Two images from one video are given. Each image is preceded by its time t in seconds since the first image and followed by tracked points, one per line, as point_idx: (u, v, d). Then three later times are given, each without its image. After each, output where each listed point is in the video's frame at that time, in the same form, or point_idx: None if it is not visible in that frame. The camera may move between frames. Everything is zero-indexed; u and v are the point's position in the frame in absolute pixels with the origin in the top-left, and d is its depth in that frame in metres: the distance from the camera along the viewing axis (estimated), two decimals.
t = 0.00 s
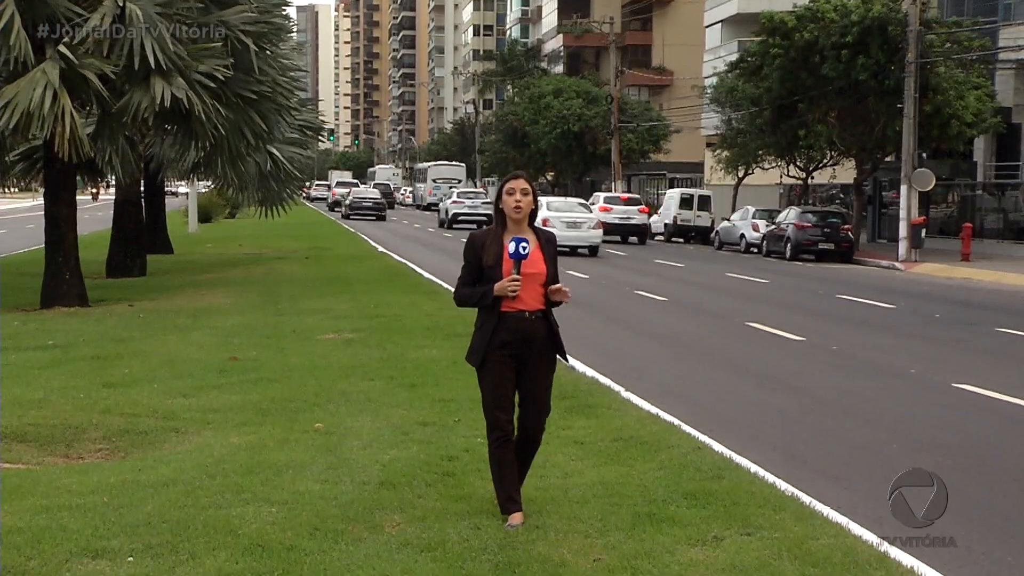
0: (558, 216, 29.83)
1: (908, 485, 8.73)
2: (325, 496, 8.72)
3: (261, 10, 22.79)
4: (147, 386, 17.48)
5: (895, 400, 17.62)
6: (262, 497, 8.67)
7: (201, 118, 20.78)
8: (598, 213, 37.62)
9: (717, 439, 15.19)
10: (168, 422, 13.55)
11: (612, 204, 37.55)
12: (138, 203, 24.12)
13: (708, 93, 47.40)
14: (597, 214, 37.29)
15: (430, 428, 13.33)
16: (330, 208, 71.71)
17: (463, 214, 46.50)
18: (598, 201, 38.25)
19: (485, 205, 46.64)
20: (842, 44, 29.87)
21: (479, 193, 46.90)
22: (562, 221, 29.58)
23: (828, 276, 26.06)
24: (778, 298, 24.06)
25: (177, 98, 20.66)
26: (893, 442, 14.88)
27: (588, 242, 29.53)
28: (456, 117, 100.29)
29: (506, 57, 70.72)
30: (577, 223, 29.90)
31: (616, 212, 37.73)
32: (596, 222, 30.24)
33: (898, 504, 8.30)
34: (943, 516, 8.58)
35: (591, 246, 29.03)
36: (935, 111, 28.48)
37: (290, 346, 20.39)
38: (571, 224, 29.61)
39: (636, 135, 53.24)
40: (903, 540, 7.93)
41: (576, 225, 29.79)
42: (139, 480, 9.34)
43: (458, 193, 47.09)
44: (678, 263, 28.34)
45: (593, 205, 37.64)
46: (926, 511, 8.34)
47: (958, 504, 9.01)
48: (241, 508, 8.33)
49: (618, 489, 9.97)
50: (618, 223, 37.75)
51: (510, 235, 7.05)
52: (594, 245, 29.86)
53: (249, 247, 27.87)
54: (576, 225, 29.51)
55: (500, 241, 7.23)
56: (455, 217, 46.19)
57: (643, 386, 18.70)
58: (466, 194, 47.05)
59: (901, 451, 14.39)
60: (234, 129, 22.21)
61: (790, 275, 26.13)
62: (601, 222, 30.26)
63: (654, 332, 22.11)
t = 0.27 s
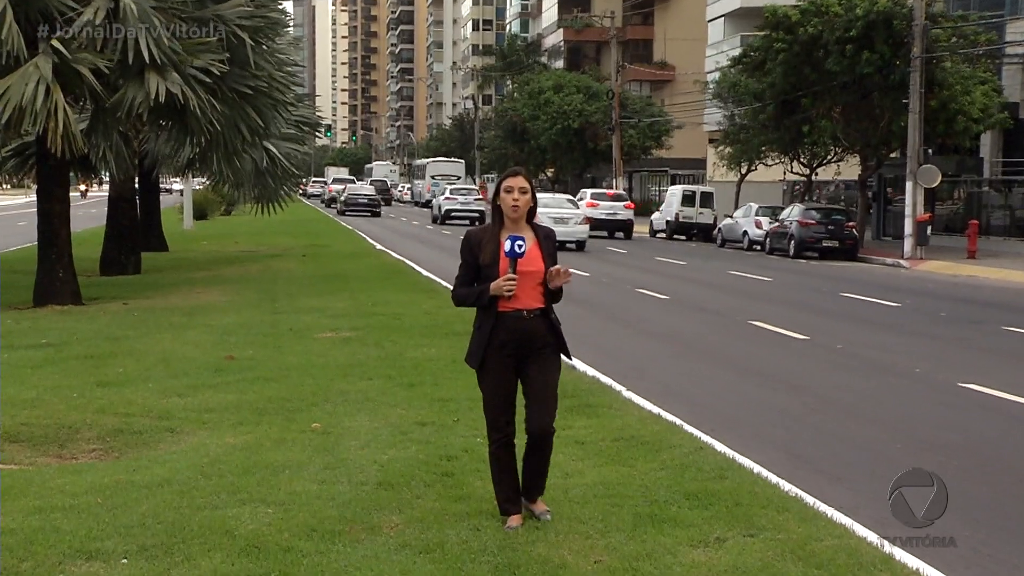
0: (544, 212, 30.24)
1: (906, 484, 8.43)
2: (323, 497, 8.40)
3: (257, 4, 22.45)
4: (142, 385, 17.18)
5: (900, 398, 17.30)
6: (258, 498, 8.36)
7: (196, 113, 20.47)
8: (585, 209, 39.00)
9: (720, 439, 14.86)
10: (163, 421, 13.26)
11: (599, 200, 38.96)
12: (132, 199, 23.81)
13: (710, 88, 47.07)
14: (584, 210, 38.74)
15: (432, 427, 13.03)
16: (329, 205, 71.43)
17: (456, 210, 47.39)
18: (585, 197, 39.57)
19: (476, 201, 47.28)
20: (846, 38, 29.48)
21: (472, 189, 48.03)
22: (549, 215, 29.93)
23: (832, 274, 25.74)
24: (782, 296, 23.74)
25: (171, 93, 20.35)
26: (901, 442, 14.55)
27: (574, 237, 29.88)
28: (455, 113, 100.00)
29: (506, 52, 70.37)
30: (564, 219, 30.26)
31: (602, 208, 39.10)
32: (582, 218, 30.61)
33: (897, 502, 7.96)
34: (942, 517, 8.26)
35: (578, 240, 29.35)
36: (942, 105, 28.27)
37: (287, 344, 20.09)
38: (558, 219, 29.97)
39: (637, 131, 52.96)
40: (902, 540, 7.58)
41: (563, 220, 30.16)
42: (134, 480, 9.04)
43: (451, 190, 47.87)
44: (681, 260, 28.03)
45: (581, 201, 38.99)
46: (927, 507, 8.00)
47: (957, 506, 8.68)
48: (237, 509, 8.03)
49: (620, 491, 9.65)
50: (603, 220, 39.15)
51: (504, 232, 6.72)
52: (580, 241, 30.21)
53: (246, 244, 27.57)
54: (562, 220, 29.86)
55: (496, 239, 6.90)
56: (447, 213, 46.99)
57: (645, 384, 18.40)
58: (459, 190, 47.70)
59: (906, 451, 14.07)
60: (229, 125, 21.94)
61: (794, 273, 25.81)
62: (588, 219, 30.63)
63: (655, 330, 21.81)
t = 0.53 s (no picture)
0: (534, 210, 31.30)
1: (905, 483, 8.05)
2: (317, 500, 7.91)
3: None
4: (132, 387, 16.65)
5: (905, 400, 16.84)
6: (253, 502, 7.86)
7: (187, 108, 20.05)
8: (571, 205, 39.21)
9: (722, 441, 14.37)
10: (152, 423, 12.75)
11: (586, 197, 39.18)
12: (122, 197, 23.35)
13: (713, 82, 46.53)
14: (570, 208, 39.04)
15: (430, 429, 12.54)
16: (326, 203, 70.84)
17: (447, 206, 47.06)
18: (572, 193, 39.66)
19: (467, 198, 47.00)
20: (854, 32, 28.94)
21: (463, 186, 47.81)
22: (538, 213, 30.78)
23: (838, 272, 25.26)
24: (787, 295, 23.25)
25: (162, 89, 19.93)
26: (912, 444, 14.09)
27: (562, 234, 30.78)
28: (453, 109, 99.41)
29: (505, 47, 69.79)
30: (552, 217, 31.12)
31: (590, 205, 39.26)
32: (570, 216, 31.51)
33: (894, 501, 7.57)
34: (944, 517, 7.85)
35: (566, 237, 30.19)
36: (950, 101, 28.17)
37: (280, 346, 19.57)
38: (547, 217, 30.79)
39: (638, 127, 52.46)
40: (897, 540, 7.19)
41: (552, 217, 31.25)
42: (124, 483, 8.54)
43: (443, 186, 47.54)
44: (683, 259, 27.52)
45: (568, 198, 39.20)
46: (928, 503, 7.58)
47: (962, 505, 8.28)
48: (229, 515, 7.53)
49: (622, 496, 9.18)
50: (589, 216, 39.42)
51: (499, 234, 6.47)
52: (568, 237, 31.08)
53: (238, 243, 27.04)
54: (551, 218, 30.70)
55: (494, 239, 6.65)
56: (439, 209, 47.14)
57: (646, 385, 17.92)
58: (450, 187, 47.44)
59: (916, 453, 13.62)
60: (222, 121, 21.50)
61: (798, 272, 25.32)
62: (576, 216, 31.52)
63: (657, 330, 21.31)
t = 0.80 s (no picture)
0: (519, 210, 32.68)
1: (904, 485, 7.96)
2: (304, 510, 7.28)
3: None
4: (115, 393, 16.01)
5: (909, 404, 16.32)
6: (237, 511, 7.26)
7: (172, 105, 19.43)
8: (555, 205, 38.64)
9: (721, 448, 13.74)
10: (136, 428, 12.14)
11: (570, 196, 38.61)
12: (104, 196, 22.70)
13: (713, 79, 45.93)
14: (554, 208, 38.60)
15: (425, 434, 11.91)
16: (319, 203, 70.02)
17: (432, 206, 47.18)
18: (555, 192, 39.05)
19: (453, 197, 46.96)
20: (859, 28, 28.33)
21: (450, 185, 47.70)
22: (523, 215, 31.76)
23: (841, 274, 24.70)
24: (788, 297, 22.66)
25: (147, 85, 19.33)
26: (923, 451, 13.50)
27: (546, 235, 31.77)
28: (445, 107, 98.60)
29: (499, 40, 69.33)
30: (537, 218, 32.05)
31: (574, 203, 38.70)
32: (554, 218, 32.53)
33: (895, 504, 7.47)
34: (943, 519, 7.84)
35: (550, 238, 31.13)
36: (958, 99, 27.77)
37: (267, 350, 18.94)
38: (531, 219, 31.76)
39: (637, 124, 51.83)
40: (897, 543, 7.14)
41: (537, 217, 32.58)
42: (104, 493, 7.95)
43: (429, 185, 47.48)
44: (683, 261, 26.92)
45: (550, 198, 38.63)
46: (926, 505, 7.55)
47: (963, 505, 8.23)
48: (215, 525, 6.93)
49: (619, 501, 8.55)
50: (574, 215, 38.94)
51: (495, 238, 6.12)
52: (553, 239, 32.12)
53: (224, 244, 26.39)
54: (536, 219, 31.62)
55: (491, 244, 6.31)
56: (425, 208, 47.06)
57: (642, 390, 17.31)
58: (437, 186, 47.56)
59: (926, 459, 13.03)
60: (207, 119, 20.88)
61: (800, 273, 24.75)
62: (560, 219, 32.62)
63: (655, 334, 20.70)
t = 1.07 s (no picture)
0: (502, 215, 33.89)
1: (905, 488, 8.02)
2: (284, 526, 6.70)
3: None
4: (93, 404, 15.34)
5: (916, 414, 15.65)
6: (213, 527, 6.67)
7: (152, 106, 18.74)
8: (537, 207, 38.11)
9: (719, 459, 13.09)
10: (114, 437, 11.47)
11: (553, 199, 38.02)
12: (82, 200, 21.99)
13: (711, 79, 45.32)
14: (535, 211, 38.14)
15: (415, 445, 11.22)
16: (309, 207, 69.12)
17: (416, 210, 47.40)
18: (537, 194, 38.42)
19: (437, 201, 47.20)
20: (860, 26, 27.72)
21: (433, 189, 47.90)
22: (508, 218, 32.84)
23: (842, 279, 24.06)
24: (789, 304, 21.98)
25: (125, 85, 18.64)
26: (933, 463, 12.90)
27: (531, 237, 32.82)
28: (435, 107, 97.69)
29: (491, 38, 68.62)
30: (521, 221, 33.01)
31: (557, 206, 38.23)
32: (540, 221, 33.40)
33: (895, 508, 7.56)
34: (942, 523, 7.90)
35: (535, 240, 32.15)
36: (964, 100, 27.30)
37: (251, 359, 18.25)
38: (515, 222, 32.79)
39: (632, 125, 51.20)
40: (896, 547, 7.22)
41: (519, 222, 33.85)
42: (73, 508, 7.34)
43: (413, 189, 47.63)
44: (681, 266, 26.27)
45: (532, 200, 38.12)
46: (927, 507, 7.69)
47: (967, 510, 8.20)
48: (198, 540, 6.42)
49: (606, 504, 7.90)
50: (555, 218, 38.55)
51: (492, 237, 5.78)
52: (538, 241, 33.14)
53: (206, 250, 25.66)
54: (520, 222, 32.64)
55: (490, 247, 5.97)
56: (409, 212, 46.99)
57: (637, 401, 16.59)
58: (420, 190, 47.81)
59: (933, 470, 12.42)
60: (187, 119, 20.17)
61: (801, 279, 24.10)
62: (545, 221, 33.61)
63: (652, 342, 19.99)
